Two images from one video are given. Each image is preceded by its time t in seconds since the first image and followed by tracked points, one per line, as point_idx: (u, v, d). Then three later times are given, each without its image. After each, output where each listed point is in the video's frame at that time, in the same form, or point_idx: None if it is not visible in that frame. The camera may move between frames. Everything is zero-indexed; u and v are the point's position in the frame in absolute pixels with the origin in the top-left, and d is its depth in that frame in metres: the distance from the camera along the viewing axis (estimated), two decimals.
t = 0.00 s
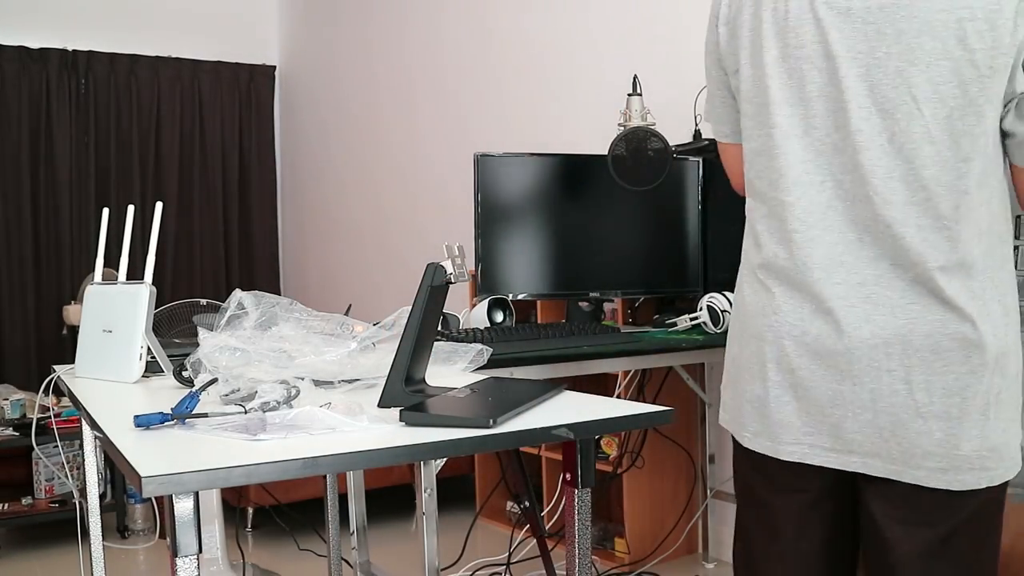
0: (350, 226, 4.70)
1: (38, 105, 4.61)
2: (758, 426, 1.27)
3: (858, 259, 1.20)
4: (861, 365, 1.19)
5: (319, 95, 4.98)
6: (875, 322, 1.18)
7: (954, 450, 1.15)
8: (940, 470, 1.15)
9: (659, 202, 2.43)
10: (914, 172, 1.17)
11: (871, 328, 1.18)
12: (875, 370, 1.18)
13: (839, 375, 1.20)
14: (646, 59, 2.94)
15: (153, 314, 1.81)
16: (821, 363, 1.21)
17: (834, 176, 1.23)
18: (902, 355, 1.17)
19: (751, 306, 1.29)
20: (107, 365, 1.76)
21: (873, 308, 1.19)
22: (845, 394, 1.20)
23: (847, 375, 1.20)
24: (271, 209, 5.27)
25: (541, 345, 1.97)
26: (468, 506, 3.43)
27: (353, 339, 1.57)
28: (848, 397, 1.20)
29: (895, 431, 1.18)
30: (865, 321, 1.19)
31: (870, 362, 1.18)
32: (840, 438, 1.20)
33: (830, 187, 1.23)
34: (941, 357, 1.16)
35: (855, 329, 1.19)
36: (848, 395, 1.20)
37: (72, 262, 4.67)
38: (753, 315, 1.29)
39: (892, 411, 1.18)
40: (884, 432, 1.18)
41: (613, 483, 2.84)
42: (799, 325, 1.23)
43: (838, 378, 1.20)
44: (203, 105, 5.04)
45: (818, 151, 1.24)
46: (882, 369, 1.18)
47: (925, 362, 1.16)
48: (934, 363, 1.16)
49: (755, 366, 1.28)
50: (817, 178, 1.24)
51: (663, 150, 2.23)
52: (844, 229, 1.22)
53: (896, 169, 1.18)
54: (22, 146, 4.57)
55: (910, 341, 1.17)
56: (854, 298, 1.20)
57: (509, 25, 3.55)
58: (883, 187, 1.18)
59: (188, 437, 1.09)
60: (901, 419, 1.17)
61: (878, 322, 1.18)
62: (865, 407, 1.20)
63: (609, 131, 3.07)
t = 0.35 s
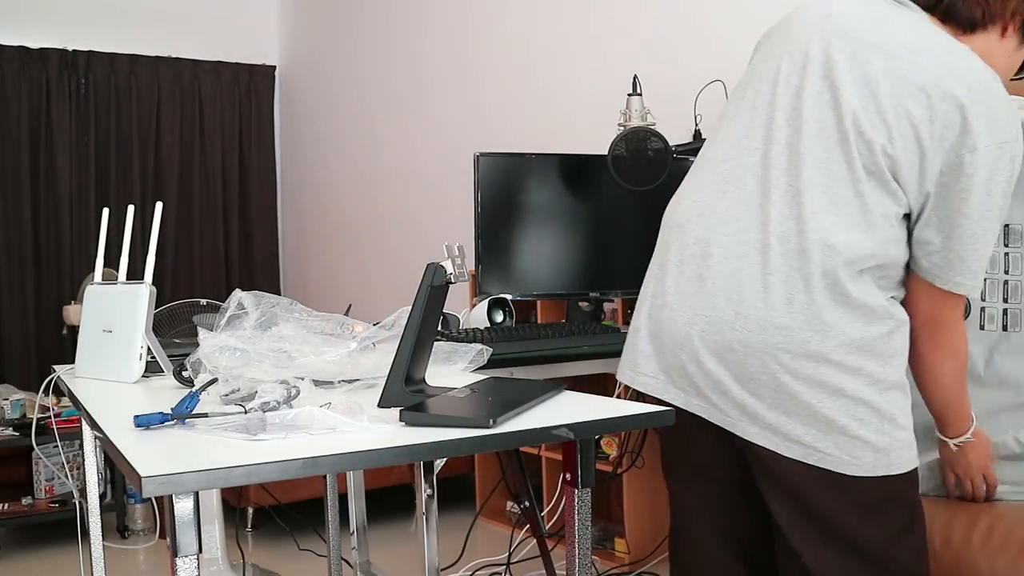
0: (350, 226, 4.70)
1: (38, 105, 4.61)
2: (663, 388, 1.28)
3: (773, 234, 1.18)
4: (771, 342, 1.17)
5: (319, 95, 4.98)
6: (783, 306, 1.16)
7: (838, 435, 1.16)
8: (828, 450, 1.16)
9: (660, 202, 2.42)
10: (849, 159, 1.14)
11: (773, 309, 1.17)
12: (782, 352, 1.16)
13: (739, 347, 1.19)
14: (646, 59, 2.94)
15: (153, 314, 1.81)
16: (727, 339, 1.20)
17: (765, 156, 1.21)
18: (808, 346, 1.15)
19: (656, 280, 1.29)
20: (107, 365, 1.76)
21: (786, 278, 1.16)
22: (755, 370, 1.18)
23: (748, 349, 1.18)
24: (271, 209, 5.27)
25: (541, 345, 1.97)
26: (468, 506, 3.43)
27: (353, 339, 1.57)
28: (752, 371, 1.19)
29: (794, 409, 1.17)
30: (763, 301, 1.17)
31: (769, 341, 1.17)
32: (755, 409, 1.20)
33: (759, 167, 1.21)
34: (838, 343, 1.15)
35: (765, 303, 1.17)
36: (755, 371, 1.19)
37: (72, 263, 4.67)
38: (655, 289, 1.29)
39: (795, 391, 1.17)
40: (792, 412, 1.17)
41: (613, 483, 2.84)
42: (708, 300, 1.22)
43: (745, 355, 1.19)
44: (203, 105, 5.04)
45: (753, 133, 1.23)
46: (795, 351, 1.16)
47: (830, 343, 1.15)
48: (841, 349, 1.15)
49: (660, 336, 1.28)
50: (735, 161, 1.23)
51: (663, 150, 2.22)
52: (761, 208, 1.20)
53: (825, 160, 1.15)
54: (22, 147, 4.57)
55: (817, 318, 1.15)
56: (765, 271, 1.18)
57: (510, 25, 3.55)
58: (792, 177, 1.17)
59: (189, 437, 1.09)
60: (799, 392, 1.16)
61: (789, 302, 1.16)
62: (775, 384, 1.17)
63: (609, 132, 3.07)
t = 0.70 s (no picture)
0: (350, 226, 4.70)
1: (38, 105, 4.61)
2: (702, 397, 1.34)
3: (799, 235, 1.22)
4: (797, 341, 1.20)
5: (319, 96, 4.98)
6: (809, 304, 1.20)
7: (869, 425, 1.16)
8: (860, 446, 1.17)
9: (659, 202, 2.43)
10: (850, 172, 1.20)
11: (798, 309, 1.21)
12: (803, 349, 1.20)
13: (763, 348, 1.23)
14: (646, 59, 2.94)
15: (153, 314, 1.81)
16: (753, 341, 1.24)
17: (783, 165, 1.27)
18: (831, 339, 1.18)
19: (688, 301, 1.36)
20: (107, 365, 1.76)
21: (812, 281, 1.20)
22: (780, 370, 1.22)
23: (775, 347, 1.22)
24: (271, 209, 5.27)
25: (541, 345, 1.97)
26: (468, 506, 3.43)
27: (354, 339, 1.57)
28: (779, 368, 1.22)
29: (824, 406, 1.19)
30: (801, 304, 1.20)
31: (794, 339, 1.20)
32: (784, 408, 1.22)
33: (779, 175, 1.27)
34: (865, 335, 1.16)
35: (788, 305, 1.21)
36: (783, 369, 1.22)
37: (72, 263, 4.67)
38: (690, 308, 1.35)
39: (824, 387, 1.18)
40: (820, 407, 1.19)
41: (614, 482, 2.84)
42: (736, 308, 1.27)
43: (769, 356, 1.23)
44: (203, 104, 5.03)
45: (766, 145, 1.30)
46: (815, 345, 1.19)
47: (854, 337, 1.17)
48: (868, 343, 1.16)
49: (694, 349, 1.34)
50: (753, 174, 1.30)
51: (663, 149, 2.21)
52: (787, 210, 1.24)
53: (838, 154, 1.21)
54: (22, 147, 4.57)
55: (841, 313, 1.17)
56: (791, 272, 1.22)
57: (509, 25, 3.55)
58: (812, 175, 1.22)
59: (189, 437, 1.09)
60: (826, 393, 1.18)
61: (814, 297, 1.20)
62: (801, 383, 1.20)
63: (608, 132, 3.07)
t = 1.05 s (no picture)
0: (350, 227, 4.70)
1: (38, 105, 4.61)
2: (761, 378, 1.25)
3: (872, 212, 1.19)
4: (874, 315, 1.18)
5: (319, 96, 4.98)
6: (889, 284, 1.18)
7: (948, 397, 1.16)
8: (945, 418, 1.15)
9: (659, 202, 2.43)
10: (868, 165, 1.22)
11: (877, 284, 1.18)
12: (885, 323, 1.17)
13: (839, 322, 1.20)
14: (646, 59, 2.94)
15: (153, 314, 1.81)
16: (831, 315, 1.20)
17: (845, 138, 1.22)
18: (912, 313, 1.16)
19: (745, 272, 1.29)
20: (107, 366, 1.76)
21: (891, 255, 1.18)
22: (858, 343, 1.18)
23: (852, 322, 1.19)
24: (271, 209, 5.27)
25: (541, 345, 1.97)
26: (468, 506, 3.43)
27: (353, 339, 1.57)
28: (857, 343, 1.18)
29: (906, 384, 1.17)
30: (832, 294, 1.20)
31: (878, 318, 1.17)
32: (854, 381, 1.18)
33: (845, 147, 1.22)
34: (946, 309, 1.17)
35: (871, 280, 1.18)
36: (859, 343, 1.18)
37: (72, 263, 4.67)
38: (747, 281, 1.28)
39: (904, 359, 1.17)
40: (903, 381, 1.17)
41: (613, 483, 2.84)
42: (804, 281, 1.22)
43: (847, 328, 1.19)
44: (203, 105, 5.03)
45: (824, 119, 1.24)
46: (894, 320, 1.17)
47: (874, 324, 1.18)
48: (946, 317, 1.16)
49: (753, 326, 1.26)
50: (814, 147, 1.24)
51: (663, 150, 2.23)
52: (859, 187, 1.21)
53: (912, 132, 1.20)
54: (22, 147, 4.57)
55: (919, 287, 1.17)
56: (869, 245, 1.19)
57: (509, 25, 3.55)
58: (891, 150, 1.20)
59: (188, 437, 1.09)
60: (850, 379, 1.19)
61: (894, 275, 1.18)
62: (879, 357, 1.17)
63: (609, 132, 3.07)
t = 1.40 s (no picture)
0: (350, 227, 4.70)
1: (38, 105, 4.60)
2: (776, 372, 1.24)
3: (877, 205, 1.21)
4: (882, 304, 1.19)
5: (319, 96, 4.98)
6: (894, 275, 1.19)
7: (950, 382, 1.19)
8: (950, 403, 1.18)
9: (659, 202, 2.43)
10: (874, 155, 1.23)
11: (884, 274, 1.19)
12: (895, 311, 1.19)
13: (852, 312, 1.20)
14: (646, 59, 2.94)
15: (153, 314, 1.81)
16: (842, 305, 1.21)
17: (843, 134, 1.24)
18: (919, 301, 1.19)
19: (745, 270, 1.27)
20: (107, 366, 1.76)
21: (897, 244, 1.20)
22: (869, 332, 1.19)
23: (863, 311, 1.19)
24: (271, 209, 5.27)
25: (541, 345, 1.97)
26: (468, 506, 3.43)
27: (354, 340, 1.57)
28: (871, 331, 1.19)
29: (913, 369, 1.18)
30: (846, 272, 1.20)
31: (887, 306, 1.19)
32: (866, 369, 1.19)
33: (841, 143, 1.24)
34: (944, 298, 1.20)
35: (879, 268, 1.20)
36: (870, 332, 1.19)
37: (72, 263, 4.67)
38: (749, 278, 1.27)
39: (910, 345, 1.19)
40: (915, 365, 1.18)
41: (613, 483, 2.84)
42: (814, 273, 1.22)
43: (858, 317, 1.20)
44: (203, 105, 5.04)
45: (822, 118, 1.26)
46: (903, 306, 1.19)
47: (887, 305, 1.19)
48: (943, 305, 1.20)
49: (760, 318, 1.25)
50: (812, 146, 1.25)
51: (663, 150, 2.22)
52: (863, 179, 1.22)
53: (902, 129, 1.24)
54: (22, 147, 4.57)
55: (925, 273, 1.20)
56: (875, 236, 1.21)
57: (509, 24, 3.55)
58: (889, 147, 1.23)
59: (189, 437, 1.09)
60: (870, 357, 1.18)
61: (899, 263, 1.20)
62: (894, 342, 1.18)
63: (609, 132, 3.07)
